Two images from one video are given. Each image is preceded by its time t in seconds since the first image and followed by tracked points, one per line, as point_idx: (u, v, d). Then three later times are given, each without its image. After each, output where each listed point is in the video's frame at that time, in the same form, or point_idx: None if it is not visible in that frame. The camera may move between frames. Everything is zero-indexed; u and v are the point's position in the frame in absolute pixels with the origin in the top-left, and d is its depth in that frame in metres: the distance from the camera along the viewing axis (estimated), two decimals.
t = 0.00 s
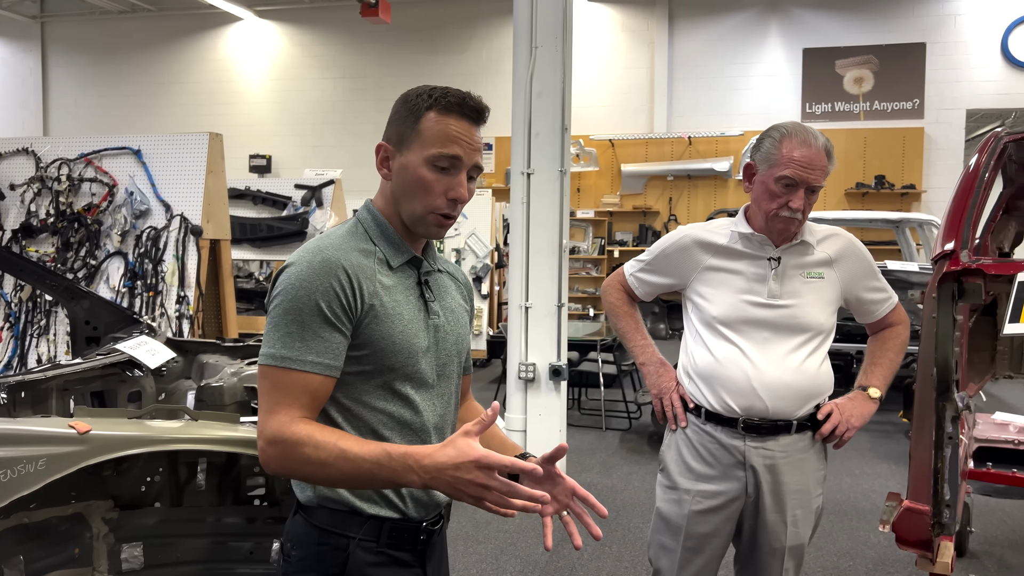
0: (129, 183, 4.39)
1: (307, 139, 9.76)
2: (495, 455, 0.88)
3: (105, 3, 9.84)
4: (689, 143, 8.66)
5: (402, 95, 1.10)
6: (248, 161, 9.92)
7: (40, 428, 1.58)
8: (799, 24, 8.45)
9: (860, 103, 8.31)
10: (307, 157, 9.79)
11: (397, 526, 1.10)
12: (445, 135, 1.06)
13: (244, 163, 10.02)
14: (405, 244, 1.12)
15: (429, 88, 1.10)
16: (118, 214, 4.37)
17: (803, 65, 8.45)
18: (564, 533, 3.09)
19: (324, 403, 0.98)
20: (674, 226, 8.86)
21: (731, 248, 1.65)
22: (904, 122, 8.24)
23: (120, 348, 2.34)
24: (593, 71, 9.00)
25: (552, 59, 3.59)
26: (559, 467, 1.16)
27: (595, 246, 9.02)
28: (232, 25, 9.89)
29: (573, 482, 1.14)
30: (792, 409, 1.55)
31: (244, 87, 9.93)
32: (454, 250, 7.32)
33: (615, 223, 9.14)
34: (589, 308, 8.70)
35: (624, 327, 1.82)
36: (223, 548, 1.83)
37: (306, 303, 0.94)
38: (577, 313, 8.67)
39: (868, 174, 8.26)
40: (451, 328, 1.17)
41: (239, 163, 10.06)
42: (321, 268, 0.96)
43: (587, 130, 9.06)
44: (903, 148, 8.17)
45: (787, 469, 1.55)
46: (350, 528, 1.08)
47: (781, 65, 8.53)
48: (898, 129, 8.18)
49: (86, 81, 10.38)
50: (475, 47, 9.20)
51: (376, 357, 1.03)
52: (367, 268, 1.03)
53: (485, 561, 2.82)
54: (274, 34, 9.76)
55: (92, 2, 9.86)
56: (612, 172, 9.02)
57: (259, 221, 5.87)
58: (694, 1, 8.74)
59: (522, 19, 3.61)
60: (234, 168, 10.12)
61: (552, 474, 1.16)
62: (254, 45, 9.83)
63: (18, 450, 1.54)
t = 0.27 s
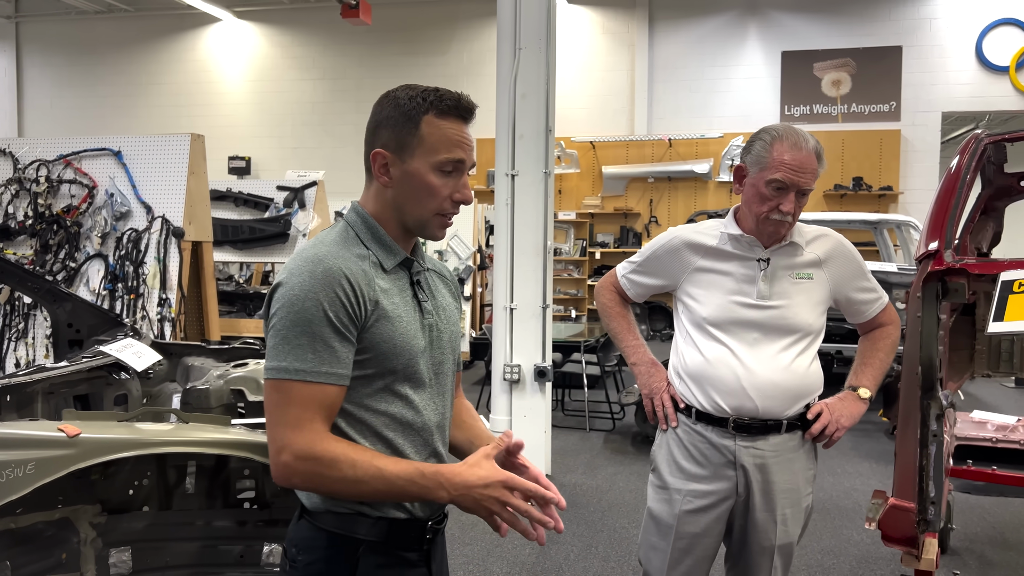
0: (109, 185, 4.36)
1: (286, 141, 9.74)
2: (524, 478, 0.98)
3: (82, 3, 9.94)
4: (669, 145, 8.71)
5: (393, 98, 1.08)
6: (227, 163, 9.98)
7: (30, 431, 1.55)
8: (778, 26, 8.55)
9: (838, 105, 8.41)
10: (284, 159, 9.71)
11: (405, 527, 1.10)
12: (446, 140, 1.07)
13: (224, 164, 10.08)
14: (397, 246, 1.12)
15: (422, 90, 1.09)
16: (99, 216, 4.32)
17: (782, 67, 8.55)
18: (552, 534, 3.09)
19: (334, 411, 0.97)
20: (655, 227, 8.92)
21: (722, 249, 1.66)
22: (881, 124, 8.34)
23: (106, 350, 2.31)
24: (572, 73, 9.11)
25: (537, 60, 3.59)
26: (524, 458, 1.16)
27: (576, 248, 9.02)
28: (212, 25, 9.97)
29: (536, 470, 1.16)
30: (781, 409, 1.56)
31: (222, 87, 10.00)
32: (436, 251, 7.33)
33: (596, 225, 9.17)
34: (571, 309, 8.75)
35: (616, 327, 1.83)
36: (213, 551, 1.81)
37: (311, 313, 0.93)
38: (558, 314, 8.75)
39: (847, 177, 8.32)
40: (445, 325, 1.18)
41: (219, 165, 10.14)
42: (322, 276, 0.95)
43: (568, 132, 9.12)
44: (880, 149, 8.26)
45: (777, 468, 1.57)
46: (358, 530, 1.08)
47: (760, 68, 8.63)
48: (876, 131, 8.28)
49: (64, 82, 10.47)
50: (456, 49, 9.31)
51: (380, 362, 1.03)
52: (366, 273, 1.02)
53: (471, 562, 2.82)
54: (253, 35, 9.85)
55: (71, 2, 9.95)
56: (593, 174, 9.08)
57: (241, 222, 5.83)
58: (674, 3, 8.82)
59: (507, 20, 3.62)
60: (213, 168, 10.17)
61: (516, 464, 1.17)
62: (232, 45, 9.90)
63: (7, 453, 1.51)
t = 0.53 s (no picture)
0: (90, 186, 4.30)
1: (268, 142, 9.86)
2: (542, 419, 0.94)
3: (60, 3, 9.86)
4: (652, 147, 8.79)
5: (381, 97, 1.06)
6: (208, 164, 9.97)
7: (18, 435, 1.52)
8: (759, 28, 8.62)
9: (818, 107, 8.51)
10: (268, 160, 9.90)
11: (415, 526, 1.13)
12: (442, 137, 1.08)
13: (205, 165, 10.11)
14: (388, 245, 1.12)
15: (410, 87, 1.08)
16: (80, 217, 4.26)
17: (763, 69, 8.63)
18: (539, 534, 3.09)
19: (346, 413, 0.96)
20: (638, 228, 8.97)
21: (713, 249, 1.67)
22: (861, 126, 8.44)
23: (93, 353, 2.28)
24: (555, 74, 9.16)
25: (522, 61, 3.59)
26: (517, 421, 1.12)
27: (560, 249, 9.07)
28: (192, 26, 9.99)
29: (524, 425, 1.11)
30: (773, 408, 1.57)
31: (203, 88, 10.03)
32: (421, 252, 7.32)
33: (580, 226, 9.26)
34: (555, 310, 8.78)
35: (608, 327, 1.83)
36: (204, 555, 1.81)
37: (319, 317, 0.92)
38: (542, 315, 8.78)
39: (827, 178, 8.46)
40: (439, 322, 1.18)
41: (201, 166, 10.15)
42: (325, 279, 0.94)
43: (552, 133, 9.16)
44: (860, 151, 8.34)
45: (769, 467, 1.58)
46: (372, 531, 1.09)
47: (742, 70, 8.70)
48: (855, 133, 8.36)
49: (41, 82, 10.40)
50: (439, 50, 9.34)
51: (384, 362, 1.03)
52: (365, 273, 1.02)
53: (458, 563, 2.82)
54: (233, 35, 9.88)
55: (48, 2, 9.88)
56: (577, 175, 9.13)
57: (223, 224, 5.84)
58: (657, 5, 8.87)
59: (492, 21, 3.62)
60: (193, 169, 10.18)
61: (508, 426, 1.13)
62: (213, 45, 9.95)
63: None
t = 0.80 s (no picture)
0: (75, 186, 4.25)
1: (253, 143, 9.85)
2: (553, 488, 0.89)
3: (42, 2, 9.79)
4: (638, 147, 8.83)
5: (387, 97, 1.05)
6: (192, 165, 9.94)
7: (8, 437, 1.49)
8: (744, 29, 8.67)
9: (803, 108, 8.57)
10: (253, 161, 9.88)
11: (418, 526, 1.12)
12: (443, 138, 1.10)
13: (190, 166, 10.07)
14: (382, 246, 1.11)
15: (410, 88, 1.08)
16: (65, 217, 4.19)
17: (748, 70, 8.68)
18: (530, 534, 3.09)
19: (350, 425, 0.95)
20: (624, 228, 9.01)
21: (709, 247, 1.67)
22: (845, 126, 8.51)
23: (82, 354, 2.25)
24: (541, 75, 9.18)
25: (512, 62, 3.58)
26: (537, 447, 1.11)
27: (547, 249, 9.08)
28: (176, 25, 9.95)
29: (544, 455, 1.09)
30: (770, 407, 1.58)
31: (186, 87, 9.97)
32: (408, 254, 7.26)
33: (567, 226, 9.29)
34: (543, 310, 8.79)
35: (601, 325, 1.83)
36: (196, 557, 1.79)
37: (320, 327, 0.91)
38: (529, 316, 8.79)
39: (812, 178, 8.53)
40: (433, 321, 1.18)
41: (185, 166, 10.11)
42: (325, 289, 0.93)
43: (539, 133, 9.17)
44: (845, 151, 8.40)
45: (765, 466, 1.58)
46: (377, 533, 1.08)
47: (727, 70, 8.74)
48: (840, 133, 8.43)
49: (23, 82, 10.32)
50: (425, 51, 9.33)
51: (384, 367, 1.02)
52: (364, 279, 1.00)
53: (450, 563, 2.80)
54: (217, 34, 9.85)
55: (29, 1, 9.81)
56: (564, 176, 9.17)
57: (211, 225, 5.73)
58: (643, 5, 8.90)
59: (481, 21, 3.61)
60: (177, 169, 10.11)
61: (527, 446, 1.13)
62: (196, 45, 9.91)
63: None
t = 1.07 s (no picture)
0: (65, 187, 4.22)
1: (242, 143, 9.81)
2: (553, 475, 0.89)
3: (29, 2, 9.73)
4: (629, 147, 8.85)
5: (378, 92, 1.05)
6: (181, 165, 9.90)
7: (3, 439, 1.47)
8: (733, 29, 8.70)
9: (792, 107, 8.60)
10: (243, 162, 9.84)
11: (416, 528, 1.11)
12: (436, 134, 1.09)
13: (178, 166, 10.01)
14: (378, 245, 1.10)
15: (401, 84, 1.08)
16: (54, 218, 4.14)
17: (737, 70, 8.71)
18: (524, 534, 3.09)
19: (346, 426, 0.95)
20: (615, 228, 9.03)
21: (706, 245, 1.67)
22: (834, 126, 8.55)
23: (76, 355, 2.24)
24: (531, 74, 9.20)
25: (503, 61, 3.58)
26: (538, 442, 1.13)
27: (538, 249, 9.08)
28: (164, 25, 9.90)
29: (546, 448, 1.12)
30: (768, 405, 1.58)
31: (173, 88, 9.93)
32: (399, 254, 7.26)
33: (557, 226, 9.26)
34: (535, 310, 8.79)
35: (598, 324, 1.83)
36: (193, 559, 1.78)
37: (314, 331, 0.90)
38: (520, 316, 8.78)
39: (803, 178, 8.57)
40: (430, 320, 1.17)
41: (173, 167, 10.07)
42: (319, 291, 0.92)
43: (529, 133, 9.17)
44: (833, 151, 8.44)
45: (763, 464, 1.58)
46: (374, 534, 1.08)
47: (717, 70, 8.78)
48: (829, 133, 8.47)
49: (8, 83, 10.26)
50: (415, 51, 9.33)
51: (381, 367, 1.01)
52: (358, 279, 0.99)
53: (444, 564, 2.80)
54: (206, 35, 9.81)
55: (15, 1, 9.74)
56: (555, 175, 9.17)
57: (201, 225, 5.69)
58: (632, 6, 8.93)
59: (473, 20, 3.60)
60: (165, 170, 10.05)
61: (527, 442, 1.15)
62: (185, 45, 9.87)
63: None
